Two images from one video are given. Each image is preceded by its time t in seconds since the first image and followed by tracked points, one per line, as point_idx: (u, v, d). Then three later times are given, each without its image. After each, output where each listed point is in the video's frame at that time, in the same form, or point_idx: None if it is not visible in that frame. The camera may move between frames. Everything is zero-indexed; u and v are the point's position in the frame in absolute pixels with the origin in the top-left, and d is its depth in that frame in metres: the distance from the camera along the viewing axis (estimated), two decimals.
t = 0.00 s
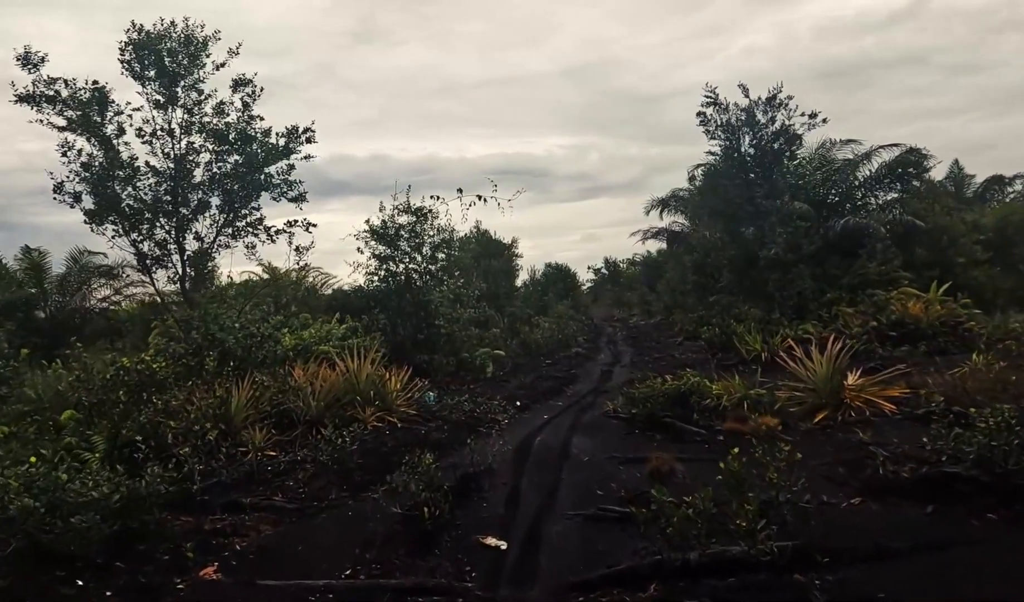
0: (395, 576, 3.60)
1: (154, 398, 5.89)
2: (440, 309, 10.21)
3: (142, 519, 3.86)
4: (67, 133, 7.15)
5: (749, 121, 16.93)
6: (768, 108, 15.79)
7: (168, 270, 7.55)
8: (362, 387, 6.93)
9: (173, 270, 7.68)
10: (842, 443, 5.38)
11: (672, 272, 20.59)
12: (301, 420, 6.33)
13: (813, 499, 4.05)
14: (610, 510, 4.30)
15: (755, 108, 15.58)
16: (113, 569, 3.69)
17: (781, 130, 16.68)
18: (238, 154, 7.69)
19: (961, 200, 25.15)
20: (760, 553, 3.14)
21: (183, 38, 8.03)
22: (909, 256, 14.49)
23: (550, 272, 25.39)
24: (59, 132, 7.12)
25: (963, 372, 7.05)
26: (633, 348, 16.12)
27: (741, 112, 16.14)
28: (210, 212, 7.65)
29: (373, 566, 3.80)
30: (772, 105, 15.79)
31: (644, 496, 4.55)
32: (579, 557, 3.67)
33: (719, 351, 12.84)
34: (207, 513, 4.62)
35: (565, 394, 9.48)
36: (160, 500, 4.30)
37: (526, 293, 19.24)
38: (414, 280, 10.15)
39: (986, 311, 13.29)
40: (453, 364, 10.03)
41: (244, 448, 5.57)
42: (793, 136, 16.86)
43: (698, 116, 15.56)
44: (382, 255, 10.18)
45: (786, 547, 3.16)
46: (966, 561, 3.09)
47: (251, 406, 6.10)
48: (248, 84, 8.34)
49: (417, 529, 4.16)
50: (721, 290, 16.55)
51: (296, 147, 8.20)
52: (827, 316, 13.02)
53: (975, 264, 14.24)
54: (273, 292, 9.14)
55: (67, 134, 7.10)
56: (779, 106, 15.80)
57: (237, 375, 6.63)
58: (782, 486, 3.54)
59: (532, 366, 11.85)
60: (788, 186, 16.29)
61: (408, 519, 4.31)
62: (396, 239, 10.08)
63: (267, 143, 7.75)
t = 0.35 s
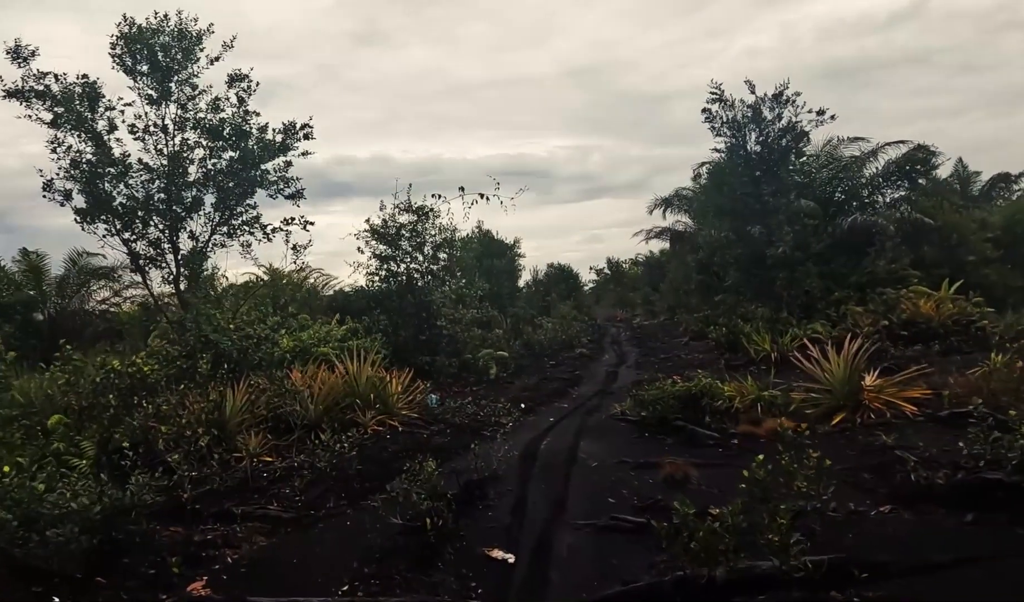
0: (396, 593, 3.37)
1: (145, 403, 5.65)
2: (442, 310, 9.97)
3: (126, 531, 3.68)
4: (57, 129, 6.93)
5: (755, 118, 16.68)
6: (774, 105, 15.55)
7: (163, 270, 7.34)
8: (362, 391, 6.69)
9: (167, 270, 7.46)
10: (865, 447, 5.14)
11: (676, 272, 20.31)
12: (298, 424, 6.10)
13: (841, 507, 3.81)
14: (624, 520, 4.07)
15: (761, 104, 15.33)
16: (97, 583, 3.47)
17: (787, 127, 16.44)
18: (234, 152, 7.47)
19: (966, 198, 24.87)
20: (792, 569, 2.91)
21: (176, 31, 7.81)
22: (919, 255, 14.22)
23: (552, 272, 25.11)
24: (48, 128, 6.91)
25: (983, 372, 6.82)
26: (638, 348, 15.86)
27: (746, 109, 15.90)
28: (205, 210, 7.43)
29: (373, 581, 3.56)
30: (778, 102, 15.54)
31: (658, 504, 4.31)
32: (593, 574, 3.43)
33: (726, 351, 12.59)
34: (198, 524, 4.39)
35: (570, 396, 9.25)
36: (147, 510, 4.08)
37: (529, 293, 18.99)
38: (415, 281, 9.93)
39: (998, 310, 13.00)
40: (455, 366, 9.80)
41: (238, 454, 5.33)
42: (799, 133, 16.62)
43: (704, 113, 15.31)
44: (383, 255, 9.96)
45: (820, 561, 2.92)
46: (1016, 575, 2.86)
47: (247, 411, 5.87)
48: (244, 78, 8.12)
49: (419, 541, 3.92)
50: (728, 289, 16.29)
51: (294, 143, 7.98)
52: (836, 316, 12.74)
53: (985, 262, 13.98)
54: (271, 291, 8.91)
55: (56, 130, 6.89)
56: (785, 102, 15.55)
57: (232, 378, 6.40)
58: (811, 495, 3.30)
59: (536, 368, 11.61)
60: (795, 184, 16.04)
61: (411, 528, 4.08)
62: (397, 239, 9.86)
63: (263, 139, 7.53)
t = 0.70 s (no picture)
0: None
1: (137, 409, 5.44)
2: (446, 311, 9.74)
3: (115, 545, 3.45)
4: (49, 126, 6.73)
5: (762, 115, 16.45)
6: (781, 101, 15.31)
7: (158, 271, 7.13)
8: (364, 395, 6.46)
9: (163, 271, 7.26)
10: (890, 452, 4.90)
11: (681, 271, 20.05)
12: (297, 430, 5.88)
13: (872, 518, 3.58)
14: (641, 533, 3.84)
15: (768, 101, 15.10)
16: None
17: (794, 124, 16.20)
18: (231, 149, 7.26)
19: (973, 196, 24.56)
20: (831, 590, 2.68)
21: (172, 25, 7.61)
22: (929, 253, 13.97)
23: (555, 273, 24.84)
24: (40, 125, 6.71)
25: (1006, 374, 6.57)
26: (644, 349, 15.60)
27: (753, 106, 15.66)
28: (201, 210, 7.23)
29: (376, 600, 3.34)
30: (786, 98, 15.31)
31: (676, 515, 4.09)
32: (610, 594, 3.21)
33: (734, 351, 12.35)
34: (191, 536, 4.18)
35: (576, 399, 9.01)
36: (137, 523, 3.87)
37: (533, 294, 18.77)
38: (418, 282, 9.71)
39: (1011, 308, 12.71)
40: (459, 369, 9.57)
41: (235, 462, 5.11)
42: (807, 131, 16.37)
43: (710, 110, 15.08)
44: (385, 255, 9.74)
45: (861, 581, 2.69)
46: None
47: (244, 417, 5.66)
48: (241, 74, 7.91)
49: (425, 556, 3.68)
50: (735, 288, 16.04)
51: (293, 141, 7.77)
52: (845, 315, 12.49)
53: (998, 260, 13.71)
54: (270, 293, 8.70)
55: (48, 127, 6.69)
56: (793, 98, 15.31)
57: (229, 383, 6.18)
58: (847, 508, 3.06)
59: (541, 370, 11.37)
60: (802, 182, 15.79)
61: (416, 542, 3.86)
62: (399, 239, 9.65)
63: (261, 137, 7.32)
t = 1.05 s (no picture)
0: None
1: (135, 411, 5.32)
2: (450, 310, 9.59)
3: (110, 552, 3.35)
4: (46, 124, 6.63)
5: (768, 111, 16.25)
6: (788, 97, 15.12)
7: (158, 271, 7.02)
8: (367, 396, 6.33)
9: (163, 270, 7.15)
10: (909, 453, 4.74)
11: (686, 270, 19.86)
12: (299, 432, 5.75)
13: (896, 522, 3.43)
14: (655, 539, 3.70)
15: (774, 96, 14.91)
16: None
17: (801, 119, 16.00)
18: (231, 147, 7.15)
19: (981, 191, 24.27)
20: None
21: (171, 21, 7.49)
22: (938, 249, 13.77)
23: (559, 271, 24.65)
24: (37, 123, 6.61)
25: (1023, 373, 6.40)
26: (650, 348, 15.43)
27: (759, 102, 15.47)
28: (201, 208, 7.11)
29: None
30: (793, 93, 15.11)
31: (690, 520, 3.94)
32: None
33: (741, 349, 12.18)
34: (189, 542, 4.06)
35: (583, 398, 8.85)
36: (132, 529, 3.76)
37: (537, 293, 18.61)
38: (422, 282, 9.56)
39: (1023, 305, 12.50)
40: (463, 369, 9.43)
41: (236, 465, 4.99)
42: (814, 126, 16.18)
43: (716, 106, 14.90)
44: (389, 254, 9.60)
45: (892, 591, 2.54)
46: None
47: (246, 420, 5.53)
48: (242, 70, 7.78)
49: (430, 564, 3.54)
50: (742, 286, 15.86)
51: (293, 138, 7.64)
52: (854, 313, 12.31)
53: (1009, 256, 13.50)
54: (272, 292, 8.58)
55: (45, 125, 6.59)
56: (799, 94, 15.12)
57: (230, 384, 6.06)
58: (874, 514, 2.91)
59: (546, 369, 11.22)
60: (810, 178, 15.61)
61: (421, 548, 3.72)
62: (403, 238, 9.51)
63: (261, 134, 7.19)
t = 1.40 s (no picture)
0: None
1: (130, 409, 5.18)
2: (454, 307, 9.43)
3: (96, 556, 3.20)
4: (41, 116, 6.50)
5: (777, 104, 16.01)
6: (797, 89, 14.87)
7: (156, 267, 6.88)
8: (369, 394, 6.17)
9: (161, 266, 7.01)
10: (930, 451, 4.55)
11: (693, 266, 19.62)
12: (299, 431, 5.60)
13: (923, 524, 3.24)
14: (668, 542, 3.52)
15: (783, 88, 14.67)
16: None
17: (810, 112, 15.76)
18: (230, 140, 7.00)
19: (994, 186, 23.88)
20: None
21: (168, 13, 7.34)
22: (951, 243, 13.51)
23: (565, 268, 24.44)
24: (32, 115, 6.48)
25: None
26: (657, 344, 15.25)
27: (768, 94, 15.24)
28: (199, 203, 6.96)
29: None
30: (802, 86, 14.86)
31: (704, 522, 3.76)
32: None
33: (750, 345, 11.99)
34: (182, 544, 3.91)
35: (589, 396, 8.68)
36: (122, 532, 3.61)
37: (543, 290, 18.44)
38: (426, 277, 9.40)
39: None
40: (468, 366, 9.26)
41: (233, 466, 4.84)
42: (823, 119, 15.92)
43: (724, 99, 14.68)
44: (392, 250, 9.44)
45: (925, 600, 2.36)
46: None
47: (244, 418, 5.38)
48: (240, 62, 7.63)
49: (431, 569, 3.38)
50: (751, 281, 15.64)
51: (293, 131, 7.48)
52: (865, 308, 12.09)
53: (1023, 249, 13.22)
54: (274, 288, 8.43)
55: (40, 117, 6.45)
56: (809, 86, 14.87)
57: (228, 382, 5.91)
58: (903, 517, 2.72)
59: (552, 366, 11.06)
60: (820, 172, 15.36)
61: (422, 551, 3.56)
62: (407, 233, 9.35)
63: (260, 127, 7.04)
